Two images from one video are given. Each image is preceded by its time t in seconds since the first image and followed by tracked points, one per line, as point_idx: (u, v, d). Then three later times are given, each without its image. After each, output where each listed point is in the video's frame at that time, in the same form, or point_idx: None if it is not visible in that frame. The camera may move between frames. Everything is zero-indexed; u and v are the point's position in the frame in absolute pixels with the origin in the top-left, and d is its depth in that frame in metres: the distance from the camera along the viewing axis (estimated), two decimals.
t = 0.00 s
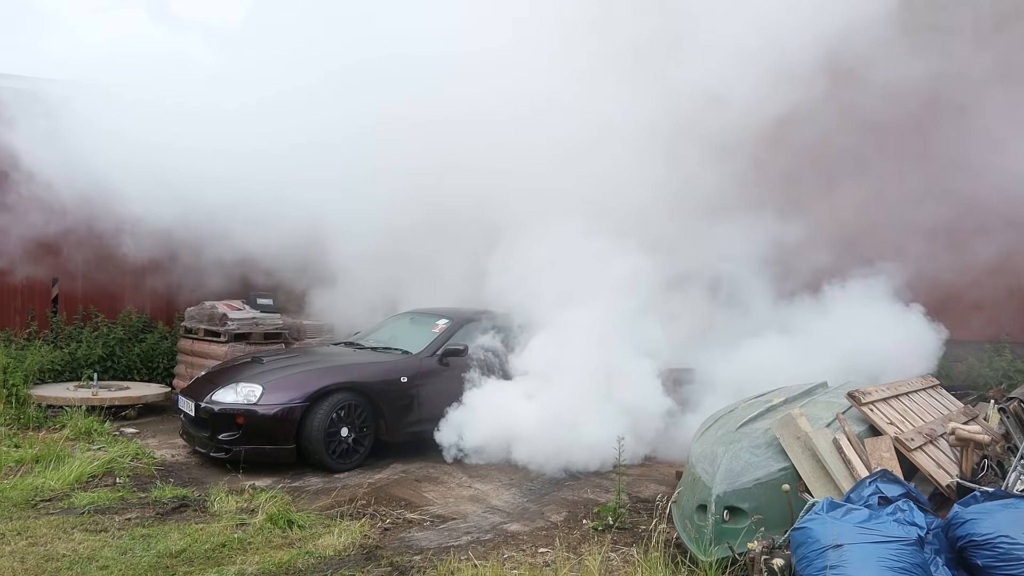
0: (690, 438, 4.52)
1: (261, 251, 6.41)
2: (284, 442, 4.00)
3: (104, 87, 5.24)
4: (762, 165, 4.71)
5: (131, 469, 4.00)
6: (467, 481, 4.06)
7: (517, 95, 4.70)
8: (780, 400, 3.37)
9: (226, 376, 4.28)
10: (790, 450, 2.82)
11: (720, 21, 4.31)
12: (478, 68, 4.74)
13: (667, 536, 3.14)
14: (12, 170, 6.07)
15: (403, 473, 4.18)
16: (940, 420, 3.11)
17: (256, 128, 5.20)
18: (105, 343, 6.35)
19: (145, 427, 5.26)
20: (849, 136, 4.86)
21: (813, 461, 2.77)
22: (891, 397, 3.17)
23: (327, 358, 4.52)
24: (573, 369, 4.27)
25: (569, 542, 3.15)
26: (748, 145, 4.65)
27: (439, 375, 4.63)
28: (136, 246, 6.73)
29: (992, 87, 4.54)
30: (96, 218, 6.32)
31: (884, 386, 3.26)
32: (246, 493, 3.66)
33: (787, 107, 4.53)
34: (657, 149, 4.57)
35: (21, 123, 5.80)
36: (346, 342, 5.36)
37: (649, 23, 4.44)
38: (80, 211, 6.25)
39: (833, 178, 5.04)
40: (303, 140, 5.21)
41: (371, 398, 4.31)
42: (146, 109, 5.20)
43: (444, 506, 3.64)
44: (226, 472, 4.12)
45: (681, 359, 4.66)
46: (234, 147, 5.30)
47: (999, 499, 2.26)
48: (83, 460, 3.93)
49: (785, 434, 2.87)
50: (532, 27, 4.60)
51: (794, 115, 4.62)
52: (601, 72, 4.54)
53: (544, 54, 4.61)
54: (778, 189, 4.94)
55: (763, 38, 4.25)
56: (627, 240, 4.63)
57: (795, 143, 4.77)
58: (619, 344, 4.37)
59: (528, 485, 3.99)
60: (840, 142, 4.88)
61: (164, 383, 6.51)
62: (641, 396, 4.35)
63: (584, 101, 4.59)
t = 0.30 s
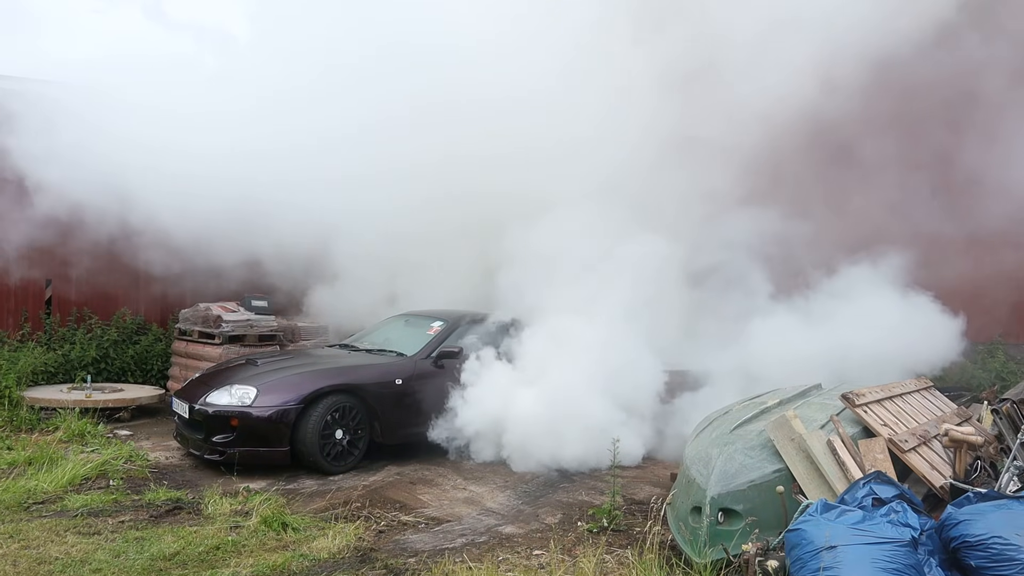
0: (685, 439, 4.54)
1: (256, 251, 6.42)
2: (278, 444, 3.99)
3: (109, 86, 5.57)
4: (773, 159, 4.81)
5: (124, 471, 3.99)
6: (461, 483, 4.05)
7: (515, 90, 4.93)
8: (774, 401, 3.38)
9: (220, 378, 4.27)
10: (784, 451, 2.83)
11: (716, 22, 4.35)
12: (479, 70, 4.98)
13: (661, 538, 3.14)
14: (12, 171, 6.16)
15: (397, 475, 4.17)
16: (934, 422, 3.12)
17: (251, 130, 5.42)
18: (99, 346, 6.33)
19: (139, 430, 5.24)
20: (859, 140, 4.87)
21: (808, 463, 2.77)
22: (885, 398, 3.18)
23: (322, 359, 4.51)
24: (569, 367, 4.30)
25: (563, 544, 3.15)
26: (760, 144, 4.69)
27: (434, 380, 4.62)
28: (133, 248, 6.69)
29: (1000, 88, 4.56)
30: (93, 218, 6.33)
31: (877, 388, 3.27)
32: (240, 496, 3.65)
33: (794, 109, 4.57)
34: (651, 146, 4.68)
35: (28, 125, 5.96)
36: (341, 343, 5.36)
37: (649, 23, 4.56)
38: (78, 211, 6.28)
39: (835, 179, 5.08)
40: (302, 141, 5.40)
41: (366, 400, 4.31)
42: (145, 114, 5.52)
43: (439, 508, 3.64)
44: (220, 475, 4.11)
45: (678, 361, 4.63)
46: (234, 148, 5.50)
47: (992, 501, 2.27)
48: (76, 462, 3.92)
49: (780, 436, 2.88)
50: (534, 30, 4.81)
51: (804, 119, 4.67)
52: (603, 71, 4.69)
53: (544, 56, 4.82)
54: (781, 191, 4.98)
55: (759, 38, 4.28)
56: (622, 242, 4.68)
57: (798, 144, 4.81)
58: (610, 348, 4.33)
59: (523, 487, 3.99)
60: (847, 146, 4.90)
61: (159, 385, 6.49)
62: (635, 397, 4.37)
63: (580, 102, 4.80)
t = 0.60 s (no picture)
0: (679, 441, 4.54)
1: (254, 250, 6.43)
2: (272, 445, 3.98)
3: (105, 85, 5.75)
4: (769, 160, 4.87)
5: (117, 472, 3.97)
6: (455, 484, 4.05)
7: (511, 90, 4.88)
8: (769, 403, 3.39)
9: (214, 378, 4.26)
10: (778, 453, 2.83)
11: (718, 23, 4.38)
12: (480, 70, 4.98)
13: (655, 540, 3.14)
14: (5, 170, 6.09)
15: (391, 477, 4.16)
16: (926, 424, 3.14)
17: (246, 134, 5.58)
18: (92, 346, 6.30)
19: (132, 430, 5.22)
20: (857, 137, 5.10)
21: (801, 465, 2.78)
22: (879, 401, 3.19)
23: (316, 360, 4.51)
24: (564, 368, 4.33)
25: (557, 545, 3.15)
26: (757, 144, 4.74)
27: (429, 381, 4.61)
28: (126, 248, 6.65)
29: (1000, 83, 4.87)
30: (88, 218, 6.33)
31: (871, 390, 3.28)
32: (234, 497, 3.64)
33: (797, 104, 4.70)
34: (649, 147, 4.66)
35: (18, 126, 5.92)
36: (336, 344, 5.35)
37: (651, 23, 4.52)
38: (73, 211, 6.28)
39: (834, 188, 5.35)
40: (302, 142, 5.50)
41: (361, 401, 4.30)
42: (139, 114, 5.69)
43: (433, 509, 3.64)
44: (214, 476, 4.09)
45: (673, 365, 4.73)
46: (234, 150, 5.63)
47: (985, 502, 2.27)
48: (69, 463, 3.90)
49: (774, 438, 2.88)
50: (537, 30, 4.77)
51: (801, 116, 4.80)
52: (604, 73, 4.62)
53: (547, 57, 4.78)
54: (781, 196, 5.15)
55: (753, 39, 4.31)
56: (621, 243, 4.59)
57: (798, 141, 4.94)
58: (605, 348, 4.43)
59: (517, 489, 3.98)
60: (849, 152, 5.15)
61: (152, 386, 6.46)
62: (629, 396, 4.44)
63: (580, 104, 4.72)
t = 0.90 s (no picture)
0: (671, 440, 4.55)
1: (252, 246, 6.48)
2: (264, 442, 3.97)
3: (104, 82, 5.76)
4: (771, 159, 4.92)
5: (108, 468, 3.95)
6: (448, 482, 4.05)
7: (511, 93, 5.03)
8: (761, 404, 3.40)
9: (207, 374, 4.25)
10: (771, 453, 2.84)
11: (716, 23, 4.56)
12: (481, 66, 5.06)
13: (648, 540, 3.14)
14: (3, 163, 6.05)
15: (383, 474, 4.15)
16: (918, 425, 3.15)
17: (244, 134, 5.64)
18: (84, 341, 6.27)
19: (123, 426, 5.19)
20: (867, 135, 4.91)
21: (794, 465, 2.78)
22: (871, 402, 3.20)
23: (310, 357, 4.50)
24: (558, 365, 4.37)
25: (550, 544, 3.15)
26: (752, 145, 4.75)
27: (423, 378, 4.62)
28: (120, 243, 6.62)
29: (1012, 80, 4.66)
30: (82, 212, 6.31)
31: (863, 391, 3.29)
32: (225, 493, 3.62)
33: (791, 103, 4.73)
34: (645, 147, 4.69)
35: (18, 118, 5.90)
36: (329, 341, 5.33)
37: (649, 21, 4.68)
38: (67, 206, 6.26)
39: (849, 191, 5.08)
40: (303, 141, 5.56)
41: (354, 398, 4.29)
42: (138, 110, 5.71)
43: (426, 507, 3.63)
44: (205, 472, 4.08)
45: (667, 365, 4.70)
46: (235, 149, 5.70)
47: (976, 504, 2.28)
48: (59, 459, 3.89)
49: (767, 438, 2.89)
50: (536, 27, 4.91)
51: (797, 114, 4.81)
52: (603, 72, 4.81)
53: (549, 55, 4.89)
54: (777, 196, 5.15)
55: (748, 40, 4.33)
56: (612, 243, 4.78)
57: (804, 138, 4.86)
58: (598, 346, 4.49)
59: (510, 487, 3.98)
60: (861, 152, 5.00)
61: (144, 382, 6.42)
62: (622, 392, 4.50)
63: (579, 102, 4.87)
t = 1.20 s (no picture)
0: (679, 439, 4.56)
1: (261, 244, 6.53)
2: (273, 441, 3.98)
3: (109, 84, 5.97)
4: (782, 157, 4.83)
5: (118, 468, 3.96)
6: (456, 481, 4.05)
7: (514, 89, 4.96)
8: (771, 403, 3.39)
9: (215, 374, 4.26)
10: (782, 452, 2.83)
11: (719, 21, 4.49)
12: (486, 67, 5.00)
13: (658, 539, 3.14)
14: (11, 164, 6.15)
15: (392, 474, 4.16)
16: (929, 424, 3.14)
17: (247, 137, 5.72)
18: (92, 341, 6.28)
19: (131, 426, 5.20)
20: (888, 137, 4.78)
21: (805, 464, 2.78)
22: (882, 401, 3.19)
23: (317, 357, 4.50)
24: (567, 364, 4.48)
25: (560, 543, 3.14)
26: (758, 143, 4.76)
27: (432, 377, 4.63)
28: (126, 243, 6.64)
29: None
30: (88, 213, 6.32)
31: (874, 390, 3.28)
32: (235, 493, 3.63)
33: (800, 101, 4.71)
34: (650, 147, 4.72)
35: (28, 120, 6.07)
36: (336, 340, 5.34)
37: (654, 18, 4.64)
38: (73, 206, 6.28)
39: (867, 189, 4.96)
40: (305, 144, 5.60)
41: (362, 398, 4.30)
42: (141, 108, 5.88)
43: (435, 507, 3.63)
44: (214, 472, 4.08)
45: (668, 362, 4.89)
46: (239, 150, 5.77)
47: (989, 503, 2.27)
48: (70, 458, 3.90)
49: (777, 437, 2.88)
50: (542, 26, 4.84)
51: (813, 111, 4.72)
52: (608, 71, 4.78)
53: (551, 56, 4.83)
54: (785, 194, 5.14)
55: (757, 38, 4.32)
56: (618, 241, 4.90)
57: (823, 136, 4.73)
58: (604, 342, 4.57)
59: (518, 486, 3.98)
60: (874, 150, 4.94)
61: (152, 382, 6.44)
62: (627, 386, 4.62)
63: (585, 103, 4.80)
